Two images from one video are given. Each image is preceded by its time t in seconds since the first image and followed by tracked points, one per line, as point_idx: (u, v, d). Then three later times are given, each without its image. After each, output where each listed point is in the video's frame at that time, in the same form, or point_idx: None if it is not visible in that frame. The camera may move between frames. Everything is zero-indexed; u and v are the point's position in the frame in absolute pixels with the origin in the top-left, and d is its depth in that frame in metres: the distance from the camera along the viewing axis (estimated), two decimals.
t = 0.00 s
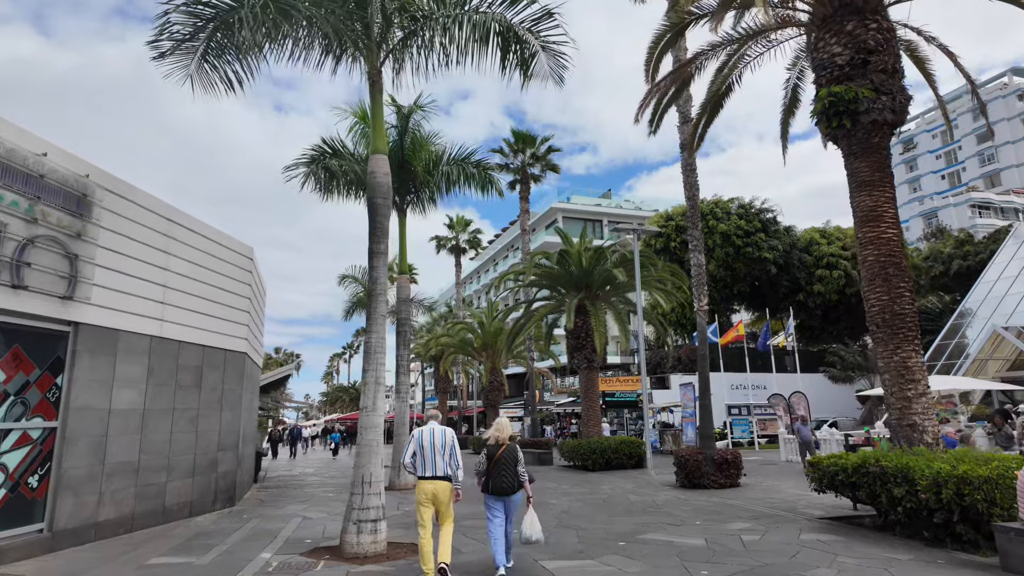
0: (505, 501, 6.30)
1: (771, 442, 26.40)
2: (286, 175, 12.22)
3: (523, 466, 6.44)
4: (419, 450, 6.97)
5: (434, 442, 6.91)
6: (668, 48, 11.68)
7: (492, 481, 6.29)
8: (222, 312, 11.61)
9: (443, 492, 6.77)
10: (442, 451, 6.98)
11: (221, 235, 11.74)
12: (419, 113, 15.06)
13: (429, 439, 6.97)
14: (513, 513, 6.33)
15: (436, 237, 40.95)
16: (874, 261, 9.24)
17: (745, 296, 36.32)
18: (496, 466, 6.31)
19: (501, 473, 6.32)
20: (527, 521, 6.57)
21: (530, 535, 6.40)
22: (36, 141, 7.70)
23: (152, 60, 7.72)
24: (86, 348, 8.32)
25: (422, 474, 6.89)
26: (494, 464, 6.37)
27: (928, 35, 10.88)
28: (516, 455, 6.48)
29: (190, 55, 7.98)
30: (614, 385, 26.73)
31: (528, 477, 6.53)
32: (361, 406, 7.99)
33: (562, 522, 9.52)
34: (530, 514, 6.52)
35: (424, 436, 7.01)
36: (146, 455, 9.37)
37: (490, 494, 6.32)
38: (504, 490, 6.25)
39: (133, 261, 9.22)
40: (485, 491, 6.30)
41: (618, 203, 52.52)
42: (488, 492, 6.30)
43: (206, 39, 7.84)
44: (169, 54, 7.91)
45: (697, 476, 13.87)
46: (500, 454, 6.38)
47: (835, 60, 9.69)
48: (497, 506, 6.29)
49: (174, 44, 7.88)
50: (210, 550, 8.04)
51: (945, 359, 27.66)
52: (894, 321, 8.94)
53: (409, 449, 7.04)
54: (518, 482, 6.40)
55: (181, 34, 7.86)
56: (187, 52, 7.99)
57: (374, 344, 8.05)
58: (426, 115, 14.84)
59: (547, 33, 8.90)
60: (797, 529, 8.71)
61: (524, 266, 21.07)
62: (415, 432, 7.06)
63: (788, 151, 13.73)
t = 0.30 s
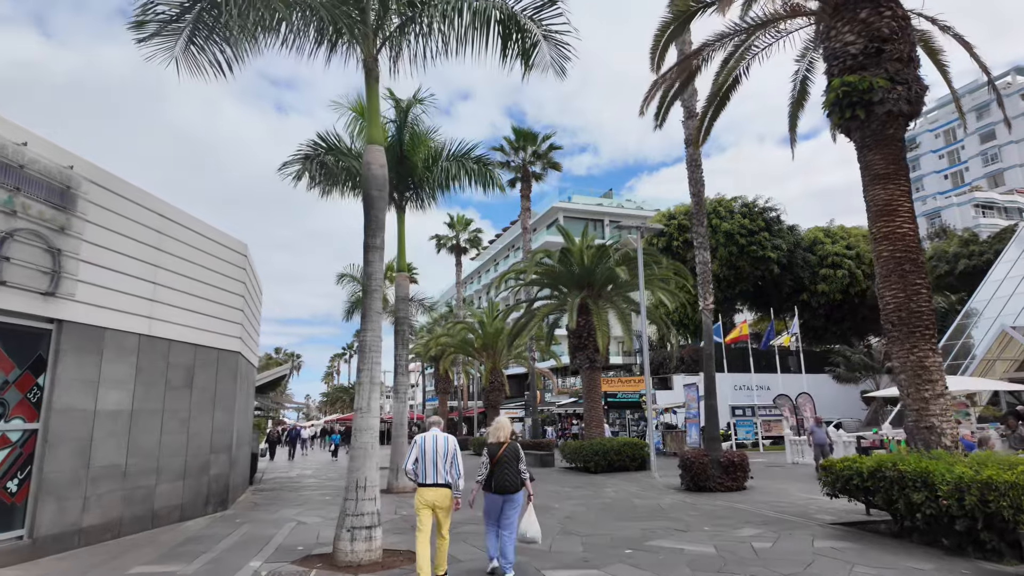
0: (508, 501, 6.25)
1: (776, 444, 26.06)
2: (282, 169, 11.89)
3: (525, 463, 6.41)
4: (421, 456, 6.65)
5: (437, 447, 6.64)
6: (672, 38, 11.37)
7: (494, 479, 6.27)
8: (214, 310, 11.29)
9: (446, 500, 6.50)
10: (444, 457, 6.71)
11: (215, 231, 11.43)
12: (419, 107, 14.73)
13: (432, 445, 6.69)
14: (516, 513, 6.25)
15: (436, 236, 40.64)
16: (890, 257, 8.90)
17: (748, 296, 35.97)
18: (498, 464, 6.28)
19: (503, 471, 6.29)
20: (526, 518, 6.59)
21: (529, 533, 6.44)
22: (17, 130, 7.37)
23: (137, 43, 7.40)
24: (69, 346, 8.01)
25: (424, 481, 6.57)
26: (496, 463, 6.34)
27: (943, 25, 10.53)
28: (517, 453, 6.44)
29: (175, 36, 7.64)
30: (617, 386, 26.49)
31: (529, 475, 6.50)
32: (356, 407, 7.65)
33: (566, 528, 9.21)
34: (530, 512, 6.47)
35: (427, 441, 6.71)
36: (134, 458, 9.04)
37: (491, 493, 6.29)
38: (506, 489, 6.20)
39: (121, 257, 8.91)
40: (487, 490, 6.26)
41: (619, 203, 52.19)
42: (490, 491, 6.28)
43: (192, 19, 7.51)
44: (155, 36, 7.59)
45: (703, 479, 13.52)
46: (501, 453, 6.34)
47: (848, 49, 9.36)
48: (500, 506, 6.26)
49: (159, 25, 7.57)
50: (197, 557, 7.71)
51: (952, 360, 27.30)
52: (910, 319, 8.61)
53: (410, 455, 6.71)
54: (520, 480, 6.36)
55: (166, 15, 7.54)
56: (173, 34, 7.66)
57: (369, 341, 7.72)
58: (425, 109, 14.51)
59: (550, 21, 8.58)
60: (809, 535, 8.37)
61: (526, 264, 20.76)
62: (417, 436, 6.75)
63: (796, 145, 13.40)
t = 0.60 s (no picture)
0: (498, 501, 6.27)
1: (778, 443, 25.73)
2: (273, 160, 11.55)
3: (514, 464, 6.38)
4: (418, 448, 6.44)
5: (433, 442, 6.47)
6: (675, 25, 11.01)
7: (483, 480, 6.28)
8: (203, 305, 10.95)
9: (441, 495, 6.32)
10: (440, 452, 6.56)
11: (204, 225, 11.10)
12: (415, 99, 14.37)
13: (429, 439, 6.52)
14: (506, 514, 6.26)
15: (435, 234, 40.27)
16: (902, 249, 8.56)
17: (750, 294, 35.63)
18: (488, 465, 6.28)
19: (492, 472, 6.29)
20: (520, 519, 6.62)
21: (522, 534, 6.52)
22: None
23: (109, 20, 7.21)
24: (47, 341, 7.69)
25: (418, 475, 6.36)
26: (485, 464, 6.33)
27: (955, 11, 10.19)
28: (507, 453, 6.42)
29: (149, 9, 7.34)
30: (617, 385, 26.24)
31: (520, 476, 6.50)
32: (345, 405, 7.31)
33: (565, 530, 8.88)
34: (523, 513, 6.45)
35: (422, 435, 6.54)
36: (117, 457, 8.71)
37: (481, 493, 6.33)
38: (495, 490, 6.22)
39: (102, 249, 8.58)
40: (477, 491, 6.29)
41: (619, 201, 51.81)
42: (480, 492, 6.30)
43: None
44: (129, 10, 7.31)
45: (706, 480, 13.19)
46: (490, 454, 6.34)
47: (858, 34, 9.02)
48: (490, 505, 6.29)
49: None
50: (179, 561, 7.37)
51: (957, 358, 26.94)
52: (923, 312, 8.27)
53: (407, 448, 6.51)
54: (510, 480, 6.37)
55: None
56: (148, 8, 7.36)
57: (359, 336, 7.37)
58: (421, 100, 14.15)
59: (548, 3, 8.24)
60: (819, 538, 8.03)
61: (525, 261, 20.42)
62: (414, 429, 6.58)
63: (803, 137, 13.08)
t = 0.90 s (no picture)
0: (488, 501, 6.22)
1: (782, 444, 25.36)
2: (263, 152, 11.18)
3: (506, 464, 6.40)
4: (409, 457, 6.10)
5: (424, 448, 6.13)
6: (678, 13, 10.67)
7: (474, 480, 6.25)
8: (191, 302, 10.59)
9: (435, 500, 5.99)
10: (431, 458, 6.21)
11: (192, 219, 10.74)
12: (412, 91, 13.97)
13: (421, 446, 6.17)
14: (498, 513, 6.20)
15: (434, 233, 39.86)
16: (919, 242, 8.19)
17: (752, 293, 35.26)
18: (478, 464, 6.28)
19: (484, 472, 6.28)
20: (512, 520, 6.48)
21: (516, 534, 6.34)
22: None
23: None
24: (21, 338, 7.37)
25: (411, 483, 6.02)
26: (476, 464, 6.34)
27: None
28: (499, 454, 6.45)
29: None
30: (618, 384, 26.02)
31: (513, 476, 6.52)
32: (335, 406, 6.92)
33: (566, 535, 8.50)
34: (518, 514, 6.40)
35: (414, 443, 6.18)
36: (97, 460, 8.35)
37: (473, 493, 6.26)
38: (486, 490, 6.18)
39: (81, 242, 8.22)
40: (467, 491, 6.25)
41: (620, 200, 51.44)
42: (470, 493, 6.25)
43: None
44: None
45: (711, 482, 12.80)
46: (482, 454, 6.35)
47: (871, 18, 8.67)
48: (480, 507, 6.24)
49: None
50: (160, 570, 6.99)
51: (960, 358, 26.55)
52: (941, 308, 7.90)
53: (397, 456, 6.16)
54: (502, 480, 6.34)
55: None
56: None
57: (349, 333, 6.98)
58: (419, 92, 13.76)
59: None
60: (833, 546, 7.65)
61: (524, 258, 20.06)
62: (403, 437, 6.23)
63: (811, 129, 12.71)
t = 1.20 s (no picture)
0: (489, 502, 5.91)
1: (786, 444, 25.02)
2: (255, 142, 10.85)
3: (508, 465, 6.07)
4: (402, 451, 6.16)
5: (416, 442, 6.16)
6: None
7: (474, 481, 5.92)
8: (181, 296, 10.24)
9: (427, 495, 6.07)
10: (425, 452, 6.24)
11: (182, 210, 10.40)
12: (410, 81, 13.62)
13: (414, 440, 6.19)
14: (500, 514, 5.89)
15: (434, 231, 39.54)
16: (937, 233, 7.84)
17: (754, 292, 34.93)
18: (480, 465, 5.93)
19: (485, 473, 5.93)
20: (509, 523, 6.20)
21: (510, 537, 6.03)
22: None
23: None
24: None
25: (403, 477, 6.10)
26: (477, 465, 5.99)
27: None
28: (501, 454, 6.10)
29: None
30: (620, 383, 25.67)
31: (514, 477, 6.20)
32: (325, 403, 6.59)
33: (571, 539, 8.14)
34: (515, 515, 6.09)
35: (407, 437, 6.22)
36: (80, 461, 8.00)
37: (473, 493, 5.94)
38: (486, 492, 5.84)
39: (60, 231, 7.89)
40: (467, 491, 5.92)
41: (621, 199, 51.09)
42: (471, 494, 5.93)
43: None
44: None
45: (717, 483, 12.46)
46: (483, 454, 6.00)
47: None
48: (481, 508, 5.94)
49: None
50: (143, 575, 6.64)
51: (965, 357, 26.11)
52: (962, 301, 7.55)
53: (391, 450, 6.22)
54: (503, 482, 6.01)
55: None
56: None
57: (341, 326, 6.63)
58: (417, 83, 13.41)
59: None
60: (850, 551, 7.30)
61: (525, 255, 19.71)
62: (397, 432, 6.27)
63: (821, 120, 12.37)
